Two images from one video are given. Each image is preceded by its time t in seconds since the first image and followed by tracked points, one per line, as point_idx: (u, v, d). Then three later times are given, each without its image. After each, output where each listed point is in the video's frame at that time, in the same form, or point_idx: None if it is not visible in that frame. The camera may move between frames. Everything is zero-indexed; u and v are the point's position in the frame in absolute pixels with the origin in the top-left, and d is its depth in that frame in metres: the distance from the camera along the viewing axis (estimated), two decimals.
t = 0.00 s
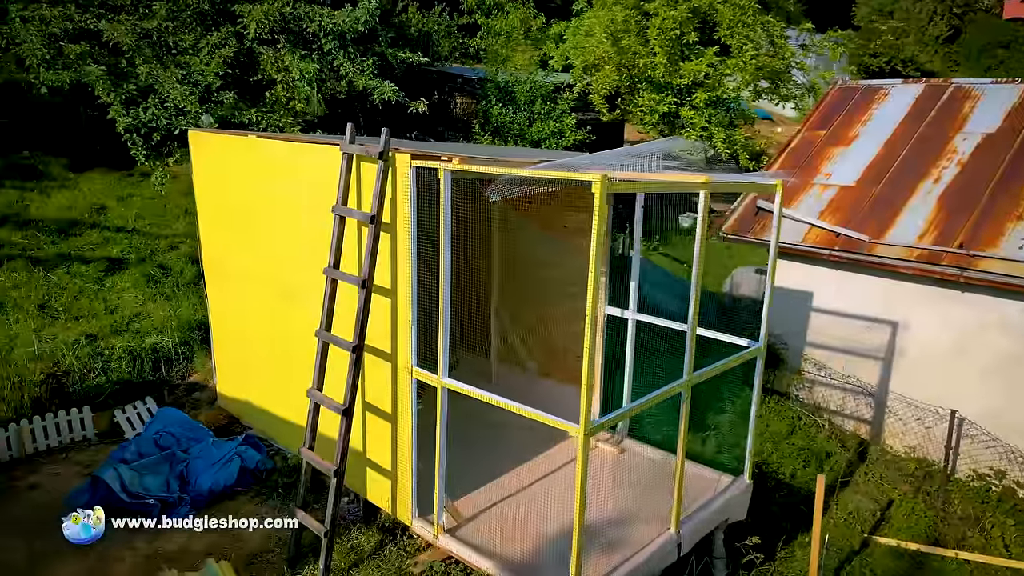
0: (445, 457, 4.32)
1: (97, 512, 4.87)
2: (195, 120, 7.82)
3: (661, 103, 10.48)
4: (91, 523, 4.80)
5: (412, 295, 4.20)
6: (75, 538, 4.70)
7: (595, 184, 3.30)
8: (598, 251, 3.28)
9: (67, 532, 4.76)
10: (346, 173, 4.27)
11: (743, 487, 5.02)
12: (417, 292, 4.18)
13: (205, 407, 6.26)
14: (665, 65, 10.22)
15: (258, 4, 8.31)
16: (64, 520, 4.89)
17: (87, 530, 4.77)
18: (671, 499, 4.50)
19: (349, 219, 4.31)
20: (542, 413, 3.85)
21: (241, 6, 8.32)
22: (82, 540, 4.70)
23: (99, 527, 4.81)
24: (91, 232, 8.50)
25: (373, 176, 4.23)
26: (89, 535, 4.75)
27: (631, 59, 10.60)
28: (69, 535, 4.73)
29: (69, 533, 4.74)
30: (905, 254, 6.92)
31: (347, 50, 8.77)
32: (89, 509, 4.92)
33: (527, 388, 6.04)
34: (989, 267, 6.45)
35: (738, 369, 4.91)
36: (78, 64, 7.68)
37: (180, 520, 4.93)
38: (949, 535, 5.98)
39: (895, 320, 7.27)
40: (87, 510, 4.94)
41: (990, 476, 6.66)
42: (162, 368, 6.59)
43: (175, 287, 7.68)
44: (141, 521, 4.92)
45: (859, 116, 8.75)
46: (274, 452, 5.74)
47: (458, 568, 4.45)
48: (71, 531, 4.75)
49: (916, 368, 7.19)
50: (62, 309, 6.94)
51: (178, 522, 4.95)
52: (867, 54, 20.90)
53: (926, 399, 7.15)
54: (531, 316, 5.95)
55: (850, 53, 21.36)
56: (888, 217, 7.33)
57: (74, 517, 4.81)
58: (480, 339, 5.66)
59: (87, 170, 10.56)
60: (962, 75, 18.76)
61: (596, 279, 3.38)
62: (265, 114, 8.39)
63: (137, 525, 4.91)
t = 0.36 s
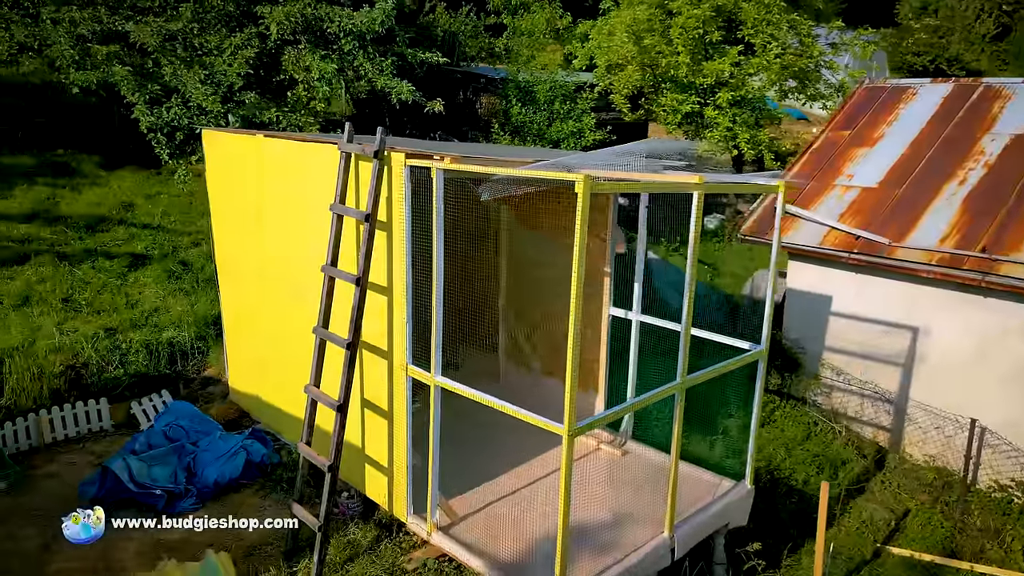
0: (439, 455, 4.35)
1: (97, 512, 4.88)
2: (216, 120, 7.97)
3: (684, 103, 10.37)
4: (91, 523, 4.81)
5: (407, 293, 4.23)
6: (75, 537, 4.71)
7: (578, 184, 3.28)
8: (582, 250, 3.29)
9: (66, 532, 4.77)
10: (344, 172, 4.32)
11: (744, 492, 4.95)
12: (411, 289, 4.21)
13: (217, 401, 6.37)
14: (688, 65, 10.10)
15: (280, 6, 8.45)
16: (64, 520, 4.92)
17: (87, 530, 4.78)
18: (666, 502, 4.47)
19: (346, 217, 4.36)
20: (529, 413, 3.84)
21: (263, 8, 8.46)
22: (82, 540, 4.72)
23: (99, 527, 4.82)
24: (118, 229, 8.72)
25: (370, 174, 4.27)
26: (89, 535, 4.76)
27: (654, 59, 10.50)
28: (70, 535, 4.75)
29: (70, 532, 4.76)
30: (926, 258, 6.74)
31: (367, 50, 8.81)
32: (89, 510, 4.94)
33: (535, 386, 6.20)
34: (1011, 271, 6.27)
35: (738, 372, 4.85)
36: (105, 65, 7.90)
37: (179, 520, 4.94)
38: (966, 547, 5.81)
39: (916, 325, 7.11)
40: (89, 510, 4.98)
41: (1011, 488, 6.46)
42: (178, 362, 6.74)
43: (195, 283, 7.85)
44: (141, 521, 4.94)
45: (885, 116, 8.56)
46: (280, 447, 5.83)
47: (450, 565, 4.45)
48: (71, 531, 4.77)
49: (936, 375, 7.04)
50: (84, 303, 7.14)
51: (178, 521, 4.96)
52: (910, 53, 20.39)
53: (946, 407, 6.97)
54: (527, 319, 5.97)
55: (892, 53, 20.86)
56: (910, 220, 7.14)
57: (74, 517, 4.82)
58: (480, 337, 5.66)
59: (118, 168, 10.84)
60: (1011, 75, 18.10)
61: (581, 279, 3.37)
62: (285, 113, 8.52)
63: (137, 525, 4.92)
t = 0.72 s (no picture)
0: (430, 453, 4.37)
1: (97, 512, 4.93)
2: (235, 120, 8.11)
3: (706, 103, 10.26)
4: (91, 523, 4.85)
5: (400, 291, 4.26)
6: (75, 538, 4.74)
7: (559, 184, 3.26)
8: (562, 251, 3.29)
9: (67, 532, 4.80)
10: (340, 171, 4.37)
11: (742, 498, 4.88)
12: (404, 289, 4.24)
13: (229, 395, 6.49)
14: (711, 64, 9.97)
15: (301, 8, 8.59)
16: (64, 520, 4.96)
17: (87, 530, 4.81)
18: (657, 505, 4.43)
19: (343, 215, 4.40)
20: (513, 412, 3.83)
21: (284, 10, 8.60)
22: (82, 540, 4.75)
23: (99, 527, 4.85)
24: (143, 225, 8.93)
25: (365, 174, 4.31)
26: (89, 536, 4.79)
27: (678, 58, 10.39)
28: (70, 535, 4.78)
29: (70, 533, 4.79)
30: (945, 262, 6.56)
31: (385, 51, 8.88)
32: (89, 510, 4.99)
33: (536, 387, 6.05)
34: None
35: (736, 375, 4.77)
36: (130, 66, 8.13)
37: (179, 520, 4.96)
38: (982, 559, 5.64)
39: (936, 331, 6.92)
40: (91, 510, 5.03)
41: None
42: (192, 356, 6.88)
43: (214, 279, 8.01)
44: (141, 521, 4.96)
45: (911, 116, 8.34)
46: (286, 442, 5.94)
47: (442, 563, 4.48)
48: (71, 531, 4.80)
49: (956, 382, 6.84)
50: (106, 297, 7.33)
51: (178, 521, 4.98)
52: (957, 51, 19.81)
53: (965, 416, 6.78)
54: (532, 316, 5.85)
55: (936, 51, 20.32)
56: (931, 223, 6.96)
57: (74, 518, 4.86)
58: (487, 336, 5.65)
59: (148, 166, 11.12)
60: None
61: (562, 280, 3.35)
62: (304, 114, 8.65)
63: (138, 524, 4.96)
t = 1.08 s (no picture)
0: (420, 450, 4.40)
1: (97, 512, 4.91)
2: (253, 119, 8.24)
3: (728, 103, 10.12)
4: (91, 523, 4.83)
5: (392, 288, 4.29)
6: (75, 538, 4.73)
7: (536, 184, 3.26)
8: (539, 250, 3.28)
9: (67, 531, 4.80)
10: (334, 170, 4.41)
11: (737, 502, 4.81)
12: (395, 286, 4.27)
13: (239, 389, 6.61)
14: (733, 64, 9.83)
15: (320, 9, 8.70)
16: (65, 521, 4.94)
17: (87, 530, 4.80)
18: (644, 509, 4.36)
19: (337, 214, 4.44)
20: (495, 412, 3.82)
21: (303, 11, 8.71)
22: (82, 540, 4.73)
23: (99, 527, 4.84)
24: (166, 223, 9.13)
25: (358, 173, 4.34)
26: (89, 535, 4.77)
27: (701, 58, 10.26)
28: (70, 535, 4.77)
29: (70, 533, 4.78)
30: (963, 266, 6.38)
31: (402, 51, 8.94)
32: (89, 511, 4.98)
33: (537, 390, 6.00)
34: None
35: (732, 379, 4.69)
36: (154, 67, 8.32)
37: (180, 520, 4.94)
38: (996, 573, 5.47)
39: (956, 337, 6.69)
40: (92, 511, 5.00)
41: None
42: (206, 351, 7.03)
43: (231, 276, 8.15)
44: (141, 521, 4.95)
45: (936, 116, 8.12)
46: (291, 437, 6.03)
47: (431, 561, 4.49)
48: (72, 531, 4.79)
49: (974, 390, 6.62)
50: (126, 292, 7.52)
51: (178, 522, 4.96)
52: (1001, 51, 19.12)
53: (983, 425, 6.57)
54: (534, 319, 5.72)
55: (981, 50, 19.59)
56: (950, 226, 6.77)
57: (74, 518, 4.85)
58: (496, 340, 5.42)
59: (176, 165, 11.37)
60: None
61: (539, 279, 3.35)
62: (322, 113, 8.75)
63: (137, 525, 4.94)
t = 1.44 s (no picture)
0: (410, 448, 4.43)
1: (98, 512, 4.89)
2: (268, 119, 8.36)
3: (748, 103, 9.99)
4: (91, 523, 4.81)
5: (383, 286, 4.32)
6: (75, 538, 4.71)
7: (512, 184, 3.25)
8: (517, 253, 3.28)
9: (67, 531, 4.78)
10: (328, 169, 4.44)
11: (730, 507, 4.75)
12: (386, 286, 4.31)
13: (247, 385, 6.72)
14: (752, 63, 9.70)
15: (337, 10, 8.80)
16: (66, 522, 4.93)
17: (87, 530, 4.77)
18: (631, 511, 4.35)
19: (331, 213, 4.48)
20: (478, 412, 3.81)
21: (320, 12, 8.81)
22: (82, 540, 4.71)
23: (99, 527, 4.81)
24: (186, 221, 9.31)
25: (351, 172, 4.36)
26: (89, 535, 4.75)
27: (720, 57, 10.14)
28: (70, 535, 4.75)
29: (70, 532, 4.76)
30: (979, 271, 6.21)
31: (416, 52, 8.99)
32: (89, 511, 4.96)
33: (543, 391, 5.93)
34: None
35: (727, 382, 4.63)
36: (174, 68, 8.49)
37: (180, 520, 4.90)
38: None
39: (971, 344, 6.54)
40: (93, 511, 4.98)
41: None
42: (217, 346, 7.15)
43: (246, 273, 8.29)
44: (141, 521, 4.92)
45: (958, 117, 7.91)
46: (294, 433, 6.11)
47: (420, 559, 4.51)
48: (71, 531, 4.77)
49: (989, 398, 6.45)
50: (142, 288, 7.69)
51: (179, 522, 4.91)
52: None
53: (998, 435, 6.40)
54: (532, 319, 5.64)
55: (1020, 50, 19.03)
56: (968, 229, 6.59)
57: (75, 518, 4.83)
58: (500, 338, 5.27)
59: (200, 164, 11.59)
60: None
61: (517, 282, 3.35)
62: (337, 113, 8.84)
63: (138, 525, 4.91)
